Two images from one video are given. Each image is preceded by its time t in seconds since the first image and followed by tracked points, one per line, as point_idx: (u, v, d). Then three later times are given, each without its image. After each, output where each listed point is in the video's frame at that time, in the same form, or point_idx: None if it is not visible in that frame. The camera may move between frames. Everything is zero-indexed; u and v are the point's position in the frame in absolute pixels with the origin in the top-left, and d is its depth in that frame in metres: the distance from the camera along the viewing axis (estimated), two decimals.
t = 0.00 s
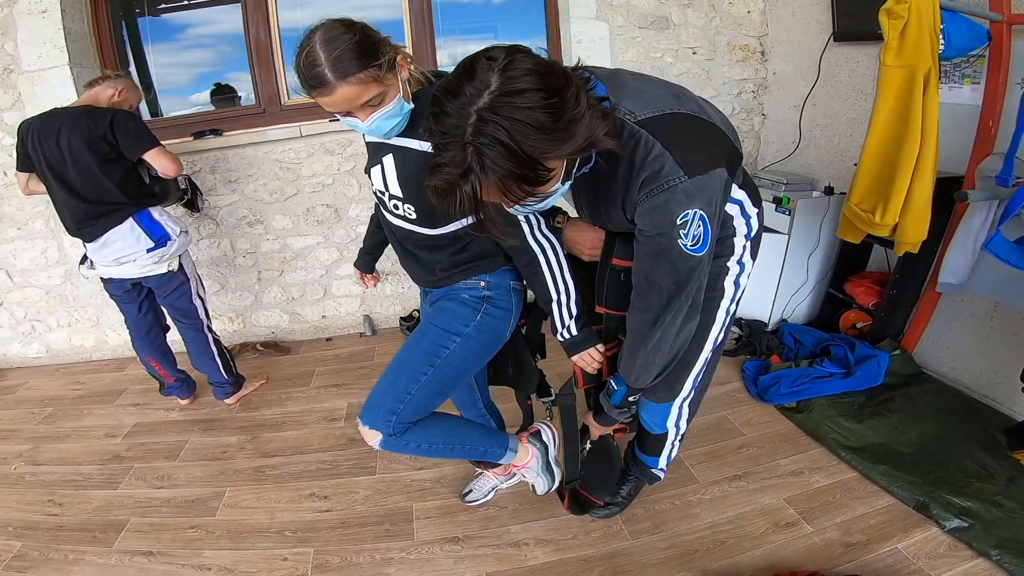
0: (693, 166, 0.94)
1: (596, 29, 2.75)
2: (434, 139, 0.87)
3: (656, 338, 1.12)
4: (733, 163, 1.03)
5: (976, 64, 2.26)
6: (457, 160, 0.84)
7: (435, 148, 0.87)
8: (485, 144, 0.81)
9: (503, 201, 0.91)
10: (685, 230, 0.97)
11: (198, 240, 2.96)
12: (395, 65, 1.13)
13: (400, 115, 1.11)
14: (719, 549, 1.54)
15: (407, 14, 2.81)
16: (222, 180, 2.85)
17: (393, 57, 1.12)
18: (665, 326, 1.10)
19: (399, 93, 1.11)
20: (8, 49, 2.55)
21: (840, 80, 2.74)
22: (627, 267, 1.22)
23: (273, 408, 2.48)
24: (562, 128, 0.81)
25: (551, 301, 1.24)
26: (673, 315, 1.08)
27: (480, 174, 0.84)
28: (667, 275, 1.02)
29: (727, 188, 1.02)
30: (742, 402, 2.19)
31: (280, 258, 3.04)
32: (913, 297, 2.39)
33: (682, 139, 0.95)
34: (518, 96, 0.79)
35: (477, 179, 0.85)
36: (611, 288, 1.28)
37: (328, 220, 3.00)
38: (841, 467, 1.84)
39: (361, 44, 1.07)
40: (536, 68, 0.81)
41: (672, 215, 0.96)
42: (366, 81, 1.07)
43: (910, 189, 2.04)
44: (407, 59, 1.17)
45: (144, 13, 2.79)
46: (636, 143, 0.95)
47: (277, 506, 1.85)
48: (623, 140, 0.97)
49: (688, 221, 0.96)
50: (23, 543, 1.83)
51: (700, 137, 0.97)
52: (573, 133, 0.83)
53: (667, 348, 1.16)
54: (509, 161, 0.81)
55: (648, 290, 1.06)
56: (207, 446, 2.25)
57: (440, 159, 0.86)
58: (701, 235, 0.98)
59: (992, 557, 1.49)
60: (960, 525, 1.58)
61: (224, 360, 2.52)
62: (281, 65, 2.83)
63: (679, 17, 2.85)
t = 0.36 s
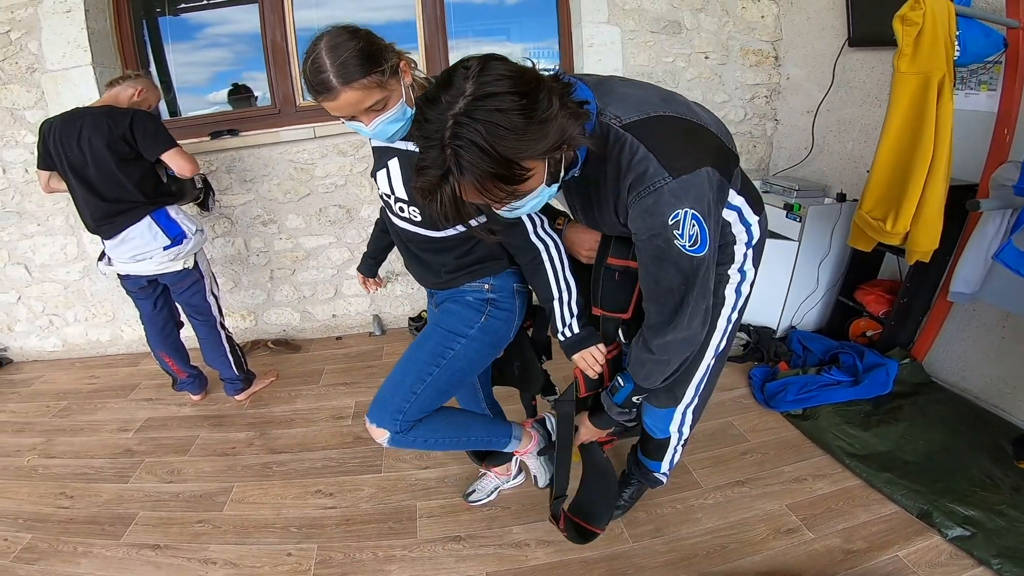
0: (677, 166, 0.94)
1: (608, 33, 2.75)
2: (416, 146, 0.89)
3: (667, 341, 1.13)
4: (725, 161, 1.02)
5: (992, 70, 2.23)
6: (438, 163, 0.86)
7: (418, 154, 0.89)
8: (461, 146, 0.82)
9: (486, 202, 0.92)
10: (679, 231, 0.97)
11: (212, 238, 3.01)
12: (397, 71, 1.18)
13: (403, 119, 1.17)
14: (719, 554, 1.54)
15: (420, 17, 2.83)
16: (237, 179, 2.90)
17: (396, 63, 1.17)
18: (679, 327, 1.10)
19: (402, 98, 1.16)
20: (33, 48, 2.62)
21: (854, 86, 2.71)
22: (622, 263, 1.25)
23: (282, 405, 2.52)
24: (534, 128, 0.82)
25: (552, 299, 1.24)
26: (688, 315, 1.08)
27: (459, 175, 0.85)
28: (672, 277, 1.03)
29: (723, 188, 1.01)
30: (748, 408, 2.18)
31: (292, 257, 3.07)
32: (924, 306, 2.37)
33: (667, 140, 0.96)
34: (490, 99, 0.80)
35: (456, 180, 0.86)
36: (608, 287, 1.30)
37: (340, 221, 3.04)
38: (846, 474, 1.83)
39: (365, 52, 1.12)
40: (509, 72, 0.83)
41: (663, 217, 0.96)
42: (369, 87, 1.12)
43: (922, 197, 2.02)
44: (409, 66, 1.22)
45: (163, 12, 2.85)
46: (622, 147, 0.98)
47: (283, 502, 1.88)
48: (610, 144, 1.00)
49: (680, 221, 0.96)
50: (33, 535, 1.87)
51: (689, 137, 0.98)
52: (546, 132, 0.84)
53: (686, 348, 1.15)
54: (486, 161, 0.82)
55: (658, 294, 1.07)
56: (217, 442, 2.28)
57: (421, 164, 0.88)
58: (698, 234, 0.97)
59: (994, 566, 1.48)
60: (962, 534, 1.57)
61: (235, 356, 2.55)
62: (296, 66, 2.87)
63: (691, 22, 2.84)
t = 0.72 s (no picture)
0: (673, 173, 0.95)
1: (623, 39, 2.76)
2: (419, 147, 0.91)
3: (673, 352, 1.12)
4: (725, 169, 1.02)
5: (1012, 79, 2.21)
6: (438, 163, 0.87)
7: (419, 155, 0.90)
8: (459, 147, 0.83)
9: (483, 202, 0.93)
10: (675, 239, 0.97)
11: (230, 238, 3.06)
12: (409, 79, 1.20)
13: (413, 125, 1.20)
14: (725, 560, 1.53)
15: (437, 21, 2.86)
16: (255, 180, 2.95)
17: (407, 71, 1.19)
18: (682, 335, 1.09)
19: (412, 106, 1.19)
20: (61, 48, 2.69)
21: (871, 94, 2.68)
22: (625, 267, 1.29)
23: (294, 404, 2.54)
24: (529, 131, 0.84)
25: (562, 300, 1.25)
26: (692, 324, 1.07)
27: (456, 174, 0.86)
28: (673, 285, 1.03)
29: (724, 197, 1.00)
30: (758, 416, 2.17)
31: (307, 258, 3.11)
32: (938, 317, 2.34)
33: (663, 147, 0.97)
34: (488, 103, 0.82)
35: (452, 180, 0.87)
36: (611, 291, 1.32)
37: (354, 223, 3.07)
38: (854, 483, 1.82)
39: (376, 61, 1.14)
40: (509, 78, 0.85)
41: (658, 223, 0.96)
42: (379, 95, 1.14)
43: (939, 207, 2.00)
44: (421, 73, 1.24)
45: (186, 12, 2.91)
46: (621, 155, 0.98)
47: (293, 500, 1.90)
48: (609, 152, 1.01)
49: (675, 228, 0.96)
50: (45, 529, 1.90)
51: (689, 147, 0.98)
52: (541, 135, 0.85)
53: (691, 357, 1.13)
54: (482, 162, 0.84)
55: (661, 302, 1.07)
56: (229, 440, 2.31)
57: (422, 165, 0.90)
58: (696, 242, 0.96)
59: None
60: (969, 544, 1.56)
61: (250, 355, 2.59)
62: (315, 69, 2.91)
63: (706, 29, 2.84)
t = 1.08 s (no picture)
0: (691, 189, 0.95)
1: (639, 49, 2.77)
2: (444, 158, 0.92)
3: (694, 365, 1.12)
4: (742, 184, 1.02)
5: None
6: (460, 173, 0.88)
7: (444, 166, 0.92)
8: (481, 157, 0.84)
9: (504, 212, 0.94)
10: (695, 253, 0.97)
11: (248, 242, 3.10)
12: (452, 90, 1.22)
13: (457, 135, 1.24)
14: (735, 570, 1.52)
15: (454, 29, 2.90)
16: (274, 185, 2.99)
17: (451, 81, 1.21)
18: (702, 349, 1.09)
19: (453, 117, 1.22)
20: (90, 49, 2.77)
21: (890, 105, 2.66)
22: (643, 285, 1.34)
23: (307, 407, 2.56)
24: (549, 143, 0.85)
25: (586, 316, 1.24)
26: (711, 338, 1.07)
27: (477, 184, 0.87)
28: (693, 299, 1.02)
29: (741, 211, 1.01)
30: (770, 428, 2.15)
31: (323, 263, 3.14)
32: (955, 331, 2.29)
33: (681, 163, 0.97)
34: (511, 116, 0.84)
35: (474, 189, 0.88)
36: (626, 309, 1.36)
37: (370, 229, 3.09)
38: (866, 495, 1.80)
39: (422, 70, 1.17)
40: (532, 93, 0.86)
41: (678, 238, 0.96)
42: (422, 105, 1.17)
43: (957, 223, 1.98)
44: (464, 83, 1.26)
45: (208, 16, 2.98)
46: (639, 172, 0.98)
47: (304, 502, 1.91)
48: (628, 169, 1.01)
49: (695, 243, 0.96)
50: (59, 527, 1.93)
51: (707, 163, 0.98)
52: (560, 148, 0.86)
53: (709, 370, 1.13)
54: (502, 172, 0.85)
55: (681, 317, 1.06)
56: (243, 442, 2.33)
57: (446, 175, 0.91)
58: (716, 256, 0.96)
59: None
60: (980, 555, 1.54)
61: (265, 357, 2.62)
62: (334, 75, 2.96)
63: (723, 39, 2.85)
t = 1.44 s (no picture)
0: (718, 205, 0.95)
1: (652, 58, 2.78)
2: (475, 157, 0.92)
3: (700, 379, 1.12)
4: (766, 202, 1.02)
5: None
6: (491, 172, 0.88)
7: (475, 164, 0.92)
8: (514, 159, 0.84)
9: (529, 215, 0.94)
10: (714, 269, 0.97)
11: (261, 245, 3.13)
12: (467, 98, 1.22)
13: (468, 143, 1.23)
14: None
15: (469, 36, 2.92)
16: (288, 189, 3.02)
17: (466, 89, 1.21)
18: (714, 365, 1.09)
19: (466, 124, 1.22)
20: (112, 50, 2.83)
21: (905, 118, 2.65)
22: (656, 304, 1.27)
23: (315, 411, 2.57)
24: (582, 150, 0.85)
25: (594, 329, 1.22)
26: (726, 352, 1.07)
27: (507, 185, 0.87)
28: (705, 313, 1.02)
29: (763, 230, 1.01)
30: (779, 438, 2.13)
31: (334, 267, 3.16)
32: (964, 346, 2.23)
33: (708, 179, 0.96)
34: (547, 120, 0.84)
35: (503, 189, 0.88)
36: (636, 327, 1.28)
37: (381, 234, 3.11)
38: (873, 506, 1.78)
39: (436, 77, 1.17)
40: (571, 99, 0.87)
41: (699, 253, 0.96)
42: (433, 112, 1.17)
43: (970, 238, 1.96)
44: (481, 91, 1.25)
45: (226, 19, 3.04)
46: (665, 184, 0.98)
47: (311, 505, 1.91)
48: (654, 181, 1.00)
49: (715, 259, 0.96)
50: (65, 526, 1.94)
51: (735, 181, 0.98)
52: (593, 157, 0.86)
53: (715, 386, 1.13)
54: (535, 176, 0.85)
55: (690, 329, 1.06)
56: (251, 444, 2.33)
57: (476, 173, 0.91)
58: (733, 273, 0.96)
59: None
60: (988, 566, 1.53)
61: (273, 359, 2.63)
62: (349, 81, 2.98)
63: (737, 50, 2.85)
